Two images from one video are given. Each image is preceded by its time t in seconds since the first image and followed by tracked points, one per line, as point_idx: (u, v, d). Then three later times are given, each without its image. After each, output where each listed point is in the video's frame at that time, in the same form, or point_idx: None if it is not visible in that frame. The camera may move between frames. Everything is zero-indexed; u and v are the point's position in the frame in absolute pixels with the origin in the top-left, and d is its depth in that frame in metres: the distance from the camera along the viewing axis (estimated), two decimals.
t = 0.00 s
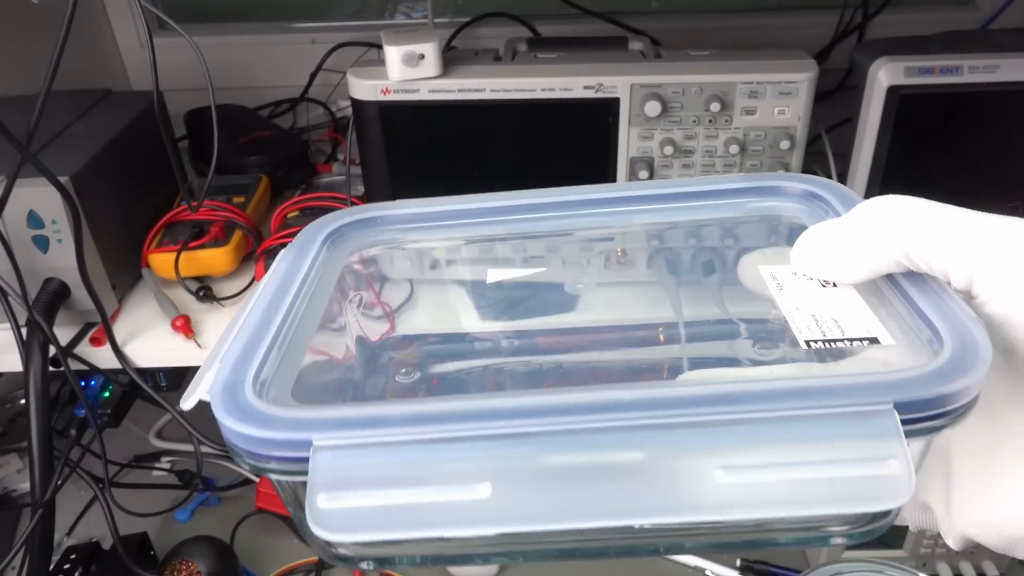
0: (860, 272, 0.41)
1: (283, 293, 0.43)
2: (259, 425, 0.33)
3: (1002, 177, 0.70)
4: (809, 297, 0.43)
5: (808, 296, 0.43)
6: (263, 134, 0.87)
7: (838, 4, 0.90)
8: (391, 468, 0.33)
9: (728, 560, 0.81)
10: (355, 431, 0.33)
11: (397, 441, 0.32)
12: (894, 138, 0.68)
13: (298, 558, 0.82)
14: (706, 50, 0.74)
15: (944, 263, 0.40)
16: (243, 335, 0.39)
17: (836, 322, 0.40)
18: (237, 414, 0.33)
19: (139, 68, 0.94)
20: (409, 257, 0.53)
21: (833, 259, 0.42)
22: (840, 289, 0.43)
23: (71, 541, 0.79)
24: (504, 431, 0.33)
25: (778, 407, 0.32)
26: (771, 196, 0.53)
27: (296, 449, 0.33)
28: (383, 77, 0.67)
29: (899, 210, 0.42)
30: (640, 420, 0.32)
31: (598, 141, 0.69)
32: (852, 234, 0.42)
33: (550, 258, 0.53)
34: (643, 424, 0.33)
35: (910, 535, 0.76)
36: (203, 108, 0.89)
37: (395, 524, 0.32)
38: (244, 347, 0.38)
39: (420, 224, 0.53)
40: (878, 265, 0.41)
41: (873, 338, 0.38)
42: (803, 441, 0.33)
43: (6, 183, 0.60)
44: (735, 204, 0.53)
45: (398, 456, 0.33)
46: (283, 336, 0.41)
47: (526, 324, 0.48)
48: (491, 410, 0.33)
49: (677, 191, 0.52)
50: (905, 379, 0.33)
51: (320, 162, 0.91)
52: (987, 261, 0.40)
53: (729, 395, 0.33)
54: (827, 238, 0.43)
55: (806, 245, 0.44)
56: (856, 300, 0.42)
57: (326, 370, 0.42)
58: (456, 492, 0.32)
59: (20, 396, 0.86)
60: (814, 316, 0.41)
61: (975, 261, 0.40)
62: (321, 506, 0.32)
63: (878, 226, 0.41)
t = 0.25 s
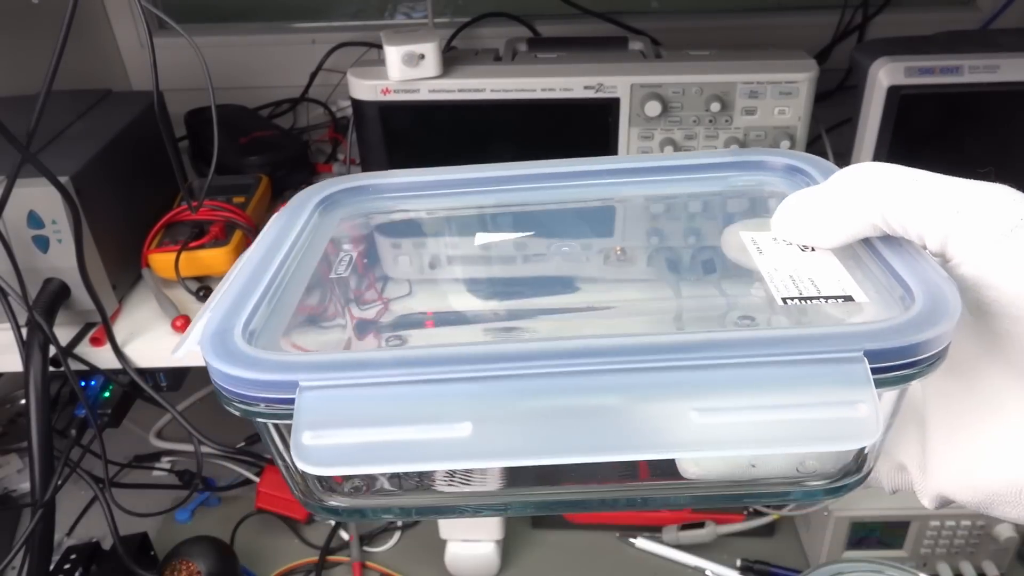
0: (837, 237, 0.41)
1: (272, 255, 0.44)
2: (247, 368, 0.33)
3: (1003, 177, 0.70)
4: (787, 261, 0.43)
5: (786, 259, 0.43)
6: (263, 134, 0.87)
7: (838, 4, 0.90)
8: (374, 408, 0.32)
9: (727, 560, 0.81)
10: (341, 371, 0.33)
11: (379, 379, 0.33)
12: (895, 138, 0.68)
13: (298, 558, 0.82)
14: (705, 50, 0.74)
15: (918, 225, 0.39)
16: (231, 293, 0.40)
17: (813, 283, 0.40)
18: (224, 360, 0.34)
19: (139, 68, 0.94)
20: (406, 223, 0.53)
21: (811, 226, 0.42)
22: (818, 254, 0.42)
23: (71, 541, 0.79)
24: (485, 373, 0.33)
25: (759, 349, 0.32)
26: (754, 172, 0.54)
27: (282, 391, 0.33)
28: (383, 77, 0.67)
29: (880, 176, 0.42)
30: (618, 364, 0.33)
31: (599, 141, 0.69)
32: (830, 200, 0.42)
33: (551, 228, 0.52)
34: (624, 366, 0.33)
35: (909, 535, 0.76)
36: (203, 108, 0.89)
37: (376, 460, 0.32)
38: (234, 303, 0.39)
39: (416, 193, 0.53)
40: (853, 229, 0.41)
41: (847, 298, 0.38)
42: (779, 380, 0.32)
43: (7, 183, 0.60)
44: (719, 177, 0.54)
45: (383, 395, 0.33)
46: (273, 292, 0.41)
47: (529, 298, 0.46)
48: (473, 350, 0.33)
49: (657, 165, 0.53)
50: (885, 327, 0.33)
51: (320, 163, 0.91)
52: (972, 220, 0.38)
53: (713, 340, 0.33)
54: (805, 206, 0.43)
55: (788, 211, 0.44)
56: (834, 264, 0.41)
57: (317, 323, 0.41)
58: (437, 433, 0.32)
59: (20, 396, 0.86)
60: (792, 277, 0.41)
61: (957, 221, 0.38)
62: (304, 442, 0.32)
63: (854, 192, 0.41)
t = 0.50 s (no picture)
0: (820, 248, 0.41)
1: (249, 270, 0.43)
2: (223, 397, 0.32)
3: (1004, 177, 0.70)
4: (771, 273, 0.42)
5: (769, 271, 0.42)
6: (263, 134, 0.87)
7: (838, 4, 0.90)
8: (354, 437, 0.32)
9: (727, 559, 0.81)
10: (320, 401, 0.32)
11: (358, 409, 0.32)
12: (895, 138, 0.68)
13: (298, 558, 0.82)
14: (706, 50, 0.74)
15: (902, 236, 0.39)
16: (205, 313, 0.38)
17: (794, 297, 0.40)
18: (198, 389, 0.33)
19: (140, 68, 0.94)
20: (384, 234, 0.52)
21: (794, 235, 0.42)
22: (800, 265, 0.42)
23: (72, 541, 0.79)
24: (464, 402, 0.32)
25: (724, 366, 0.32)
26: (739, 178, 0.53)
27: (257, 420, 0.32)
28: (383, 77, 0.67)
29: (864, 186, 0.42)
30: (593, 390, 0.32)
31: (599, 142, 0.69)
32: (814, 210, 0.42)
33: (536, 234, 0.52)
34: (600, 392, 0.32)
35: (910, 535, 0.76)
36: (203, 107, 0.89)
37: (356, 493, 0.32)
38: (207, 324, 0.37)
39: (395, 204, 0.52)
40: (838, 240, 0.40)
41: (829, 313, 0.38)
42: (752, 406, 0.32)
43: (7, 183, 0.60)
44: (703, 184, 0.53)
45: (361, 426, 0.32)
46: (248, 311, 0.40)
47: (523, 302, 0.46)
48: (454, 377, 0.33)
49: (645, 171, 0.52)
50: (865, 347, 0.33)
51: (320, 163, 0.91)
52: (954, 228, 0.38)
53: (687, 361, 0.33)
54: (789, 216, 0.43)
55: (768, 221, 0.44)
56: (815, 276, 0.41)
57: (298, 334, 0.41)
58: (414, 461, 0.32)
59: (20, 395, 0.86)
60: (773, 291, 0.40)
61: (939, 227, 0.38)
62: (281, 476, 0.32)
63: (840, 203, 0.41)
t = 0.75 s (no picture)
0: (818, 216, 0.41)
1: (216, 253, 0.42)
2: (193, 381, 0.31)
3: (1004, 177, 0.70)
4: (766, 243, 0.42)
5: (764, 241, 0.42)
6: (263, 134, 0.87)
7: (838, 4, 0.90)
8: (330, 416, 0.31)
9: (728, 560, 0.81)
10: (291, 380, 0.31)
11: (331, 387, 0.31)
12: (895, 138, 0.68)
13: (298, 558, 0.82)
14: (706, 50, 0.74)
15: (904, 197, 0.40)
16: (169, 295, 0.37)
17: (792, 264, 0.39)
18: (165, 374, 0.32)
19: (140, 68, 0.94)
20: (352, 211, 0.52)
21: (791, 204, 0.41)
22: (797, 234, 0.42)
23: (71, 541, 0.79)
24: (440, 378, 0.31)
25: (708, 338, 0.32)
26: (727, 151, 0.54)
27: (232, 401, 0.31)
28: (383, 78, 0.67)
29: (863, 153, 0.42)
30: (589, 362, 0.32)
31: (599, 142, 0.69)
32: (812, 177, 0.42)
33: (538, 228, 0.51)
34: (594, 365, 0.32)
35: (910, 535, 0.76)
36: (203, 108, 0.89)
37: (334, 479, 0.30)
38: (170, 308, 0.36)
39: (365, 182, 0.53)
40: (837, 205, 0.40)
41: (830, 283, 0.37)
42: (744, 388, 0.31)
43: (8, 183, 0.60)
44: (687, 160, 0.53)
45: (334, 405, 0.31)
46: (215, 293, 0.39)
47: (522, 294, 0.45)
48: (429, 351, 0.32)
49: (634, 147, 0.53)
50: (856, 315, 0.33)
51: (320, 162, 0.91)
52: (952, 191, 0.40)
53: (666, 336, 0.32)
54: (786, 186, 0.42)
55: (764, 190, 0.43)
56: (812, 244, 0.41)
57: (271, 316, 0.40)
58: (406, 437, 0.30)
59: (21, 396, 0.86)
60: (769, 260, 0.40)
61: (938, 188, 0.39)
62: (259, 461, 0.30)
63: (840, 169, 0.41)
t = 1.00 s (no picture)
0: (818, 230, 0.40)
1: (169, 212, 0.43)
2: (111, 279, 0.30)
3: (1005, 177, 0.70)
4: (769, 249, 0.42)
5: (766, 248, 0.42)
6: (263, 134, 0.87)
7: (838, 5, 0.90)
8: (263, 330, 0.30)
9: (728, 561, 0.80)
10: (225, 286, 0.30)
11: (273, 303, 0.30)
12: (896, 138, 0.68)
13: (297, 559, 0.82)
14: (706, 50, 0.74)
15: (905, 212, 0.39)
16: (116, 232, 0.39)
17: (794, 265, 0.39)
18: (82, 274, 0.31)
19: (140, 68, 0.94)
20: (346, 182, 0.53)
21: (789, 220, 0.41)
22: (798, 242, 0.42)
23: (71, 541, 0.79)
24: (397, 309, 0.30)
25: (670, 290, 0.31)
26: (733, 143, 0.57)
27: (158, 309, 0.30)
28: (383, 78, 0.67)
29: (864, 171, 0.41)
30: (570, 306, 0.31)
31: (598, 142, 0.69)
32: (812, 198, 0.42)
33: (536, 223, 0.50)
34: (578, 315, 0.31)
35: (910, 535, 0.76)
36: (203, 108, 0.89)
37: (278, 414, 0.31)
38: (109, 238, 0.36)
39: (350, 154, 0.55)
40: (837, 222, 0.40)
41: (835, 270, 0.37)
42: (694, 322, 0.31)
43: (8, 183, 0.60)
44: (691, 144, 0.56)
45: (276, 325, 0.30)
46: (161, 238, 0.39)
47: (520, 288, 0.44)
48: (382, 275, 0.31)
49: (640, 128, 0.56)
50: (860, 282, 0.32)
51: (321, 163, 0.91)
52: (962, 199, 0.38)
53: (622, 278, 0.31)
54: (782, 209, 0.42)
55: (763, 214, 0.43)
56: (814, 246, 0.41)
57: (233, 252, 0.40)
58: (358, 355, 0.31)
59: (21, 396, 0.87)
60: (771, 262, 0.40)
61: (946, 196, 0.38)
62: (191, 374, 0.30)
63: (837, 188, 0.41)
